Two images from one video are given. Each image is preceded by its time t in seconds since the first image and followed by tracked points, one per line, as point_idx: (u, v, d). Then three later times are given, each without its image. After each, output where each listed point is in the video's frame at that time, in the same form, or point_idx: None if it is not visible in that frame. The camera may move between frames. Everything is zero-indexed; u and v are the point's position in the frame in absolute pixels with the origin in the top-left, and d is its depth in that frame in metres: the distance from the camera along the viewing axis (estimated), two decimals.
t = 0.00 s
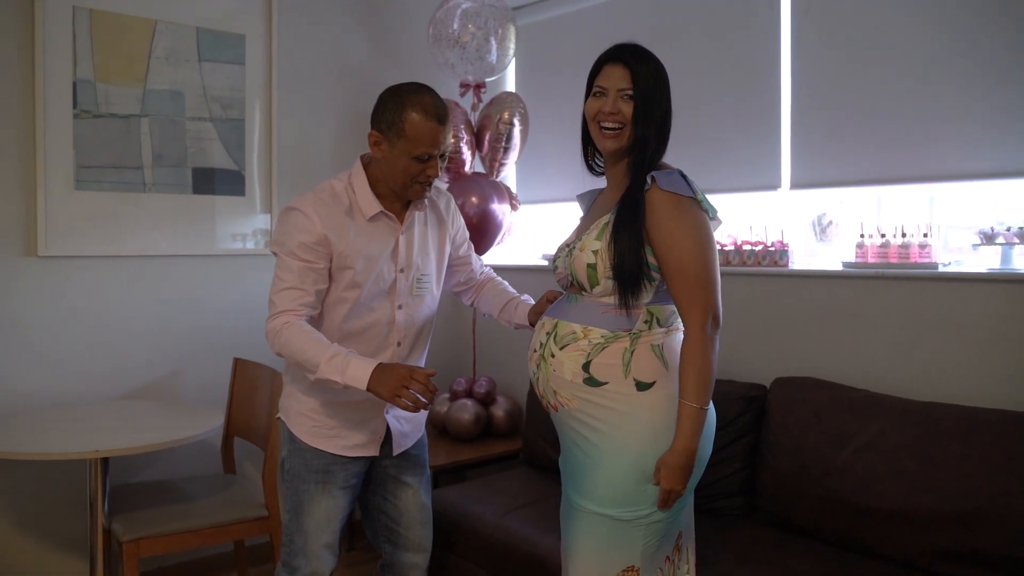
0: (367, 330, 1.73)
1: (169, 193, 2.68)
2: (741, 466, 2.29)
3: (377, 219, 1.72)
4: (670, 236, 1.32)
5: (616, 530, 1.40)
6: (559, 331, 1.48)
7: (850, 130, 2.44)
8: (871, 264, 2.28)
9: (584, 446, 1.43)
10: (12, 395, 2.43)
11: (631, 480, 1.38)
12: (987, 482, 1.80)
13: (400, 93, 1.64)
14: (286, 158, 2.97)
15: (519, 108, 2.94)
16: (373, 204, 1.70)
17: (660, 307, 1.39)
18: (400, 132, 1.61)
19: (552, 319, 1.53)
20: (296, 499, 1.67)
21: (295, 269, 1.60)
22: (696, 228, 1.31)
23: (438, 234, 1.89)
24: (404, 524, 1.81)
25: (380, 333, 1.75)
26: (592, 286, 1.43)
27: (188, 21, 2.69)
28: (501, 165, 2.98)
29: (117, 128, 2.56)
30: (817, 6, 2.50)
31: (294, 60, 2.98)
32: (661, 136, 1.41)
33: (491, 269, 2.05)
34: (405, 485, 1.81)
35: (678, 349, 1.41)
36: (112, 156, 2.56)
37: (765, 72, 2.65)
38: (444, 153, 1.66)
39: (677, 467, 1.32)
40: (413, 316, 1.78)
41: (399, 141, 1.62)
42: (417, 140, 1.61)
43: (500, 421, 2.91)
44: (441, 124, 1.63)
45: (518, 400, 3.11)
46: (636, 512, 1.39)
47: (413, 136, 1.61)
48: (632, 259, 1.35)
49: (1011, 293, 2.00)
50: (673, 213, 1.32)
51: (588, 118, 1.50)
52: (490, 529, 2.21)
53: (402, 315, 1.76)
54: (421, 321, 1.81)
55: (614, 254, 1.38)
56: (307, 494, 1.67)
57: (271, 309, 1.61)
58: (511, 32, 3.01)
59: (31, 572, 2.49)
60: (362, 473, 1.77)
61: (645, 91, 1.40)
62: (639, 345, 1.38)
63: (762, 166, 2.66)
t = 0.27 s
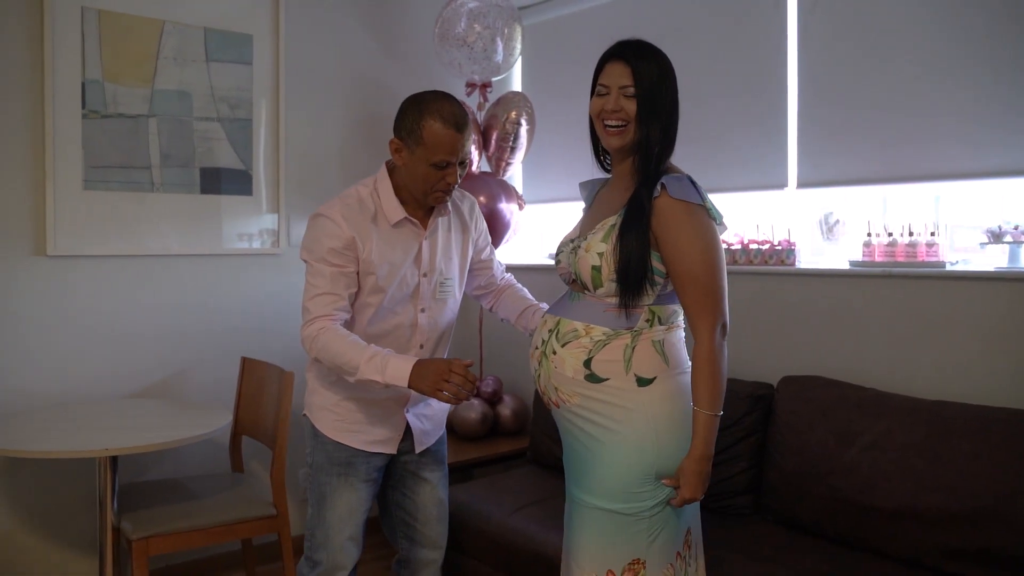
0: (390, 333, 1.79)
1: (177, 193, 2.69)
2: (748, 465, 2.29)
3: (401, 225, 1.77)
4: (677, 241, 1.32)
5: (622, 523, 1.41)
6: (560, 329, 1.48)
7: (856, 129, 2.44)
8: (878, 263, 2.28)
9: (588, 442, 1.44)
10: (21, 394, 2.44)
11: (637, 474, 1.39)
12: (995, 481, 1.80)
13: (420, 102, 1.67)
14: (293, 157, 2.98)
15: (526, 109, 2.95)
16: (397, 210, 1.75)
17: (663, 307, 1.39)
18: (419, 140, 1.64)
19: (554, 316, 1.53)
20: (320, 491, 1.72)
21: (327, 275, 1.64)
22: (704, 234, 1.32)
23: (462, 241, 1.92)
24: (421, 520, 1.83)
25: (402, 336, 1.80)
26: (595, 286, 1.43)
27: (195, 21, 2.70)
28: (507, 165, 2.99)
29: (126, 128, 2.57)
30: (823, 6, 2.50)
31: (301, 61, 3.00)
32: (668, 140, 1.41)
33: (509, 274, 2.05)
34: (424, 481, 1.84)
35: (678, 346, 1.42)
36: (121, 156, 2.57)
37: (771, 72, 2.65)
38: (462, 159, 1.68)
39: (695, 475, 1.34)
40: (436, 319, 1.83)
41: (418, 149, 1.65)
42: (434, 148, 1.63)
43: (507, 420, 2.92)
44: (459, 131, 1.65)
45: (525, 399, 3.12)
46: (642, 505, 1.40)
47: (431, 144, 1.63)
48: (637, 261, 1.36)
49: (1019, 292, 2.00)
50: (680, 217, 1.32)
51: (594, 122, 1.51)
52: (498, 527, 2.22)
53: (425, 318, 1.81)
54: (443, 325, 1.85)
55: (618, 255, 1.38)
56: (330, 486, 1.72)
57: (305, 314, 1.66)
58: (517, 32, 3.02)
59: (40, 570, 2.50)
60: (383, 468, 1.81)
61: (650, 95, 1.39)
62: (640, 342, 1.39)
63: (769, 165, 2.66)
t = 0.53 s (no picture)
0: (394, 340, 1.80)
1: (180, 192, 2.69)
2: (752, 464, 2.28)
3: (407, 235, 1.76)
4: (674, 245, 1.31)
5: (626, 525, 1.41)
6: (558, 330, 1.48)
7: (861, 127, 2.43)
8: (882, 262, 2.27)
9: (589, 444, 1.44)
10: (24, 394, 2.45)
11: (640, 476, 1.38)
12: (1000, 481, 1.79)
13: (424, 111, 1.65)
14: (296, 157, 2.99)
15: (529, 108, 2.93)
16: (404, 220, 1.74)
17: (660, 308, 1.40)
18: (424, 149, 1.63)
19: (551, 317, 1.53)
20: (327, 489, 1.72)
21: (339, 285, 1.64)
22: (702, 237, 1.30)
23: (465, 247, 1.92)
24: (421, 516, 1.84)
25: (406, 342, 1.82)
26: (592, 288, 1.43)
27: (198, 21, 2.70)
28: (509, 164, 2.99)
29: (128, 128, 2.57)
30: (827, 3, 2.49)
31: (304, 60, 2.99)
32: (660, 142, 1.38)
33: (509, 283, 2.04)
34: (424, 477, 1.84)
35: (677, 347, 1.42)
36: (123, 156, 2.58)
37: (775, 70, 2.64)
38: (468, 168, 1.66)
39: (685, 477, 1.32)
40: (439, 326, 1.84)
41: (423, 157, 1.63)
42: (440, 157, 1.62)
43: (510, 419, 2.92)
44: (465, 140, 1.63)
45: (528, 398, 3.12)
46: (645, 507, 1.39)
47: (436, 153, 1.62)
48: (633, 264, 1.35)
49: None
50: (676, 221, 1.31)
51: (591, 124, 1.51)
52: (500, 527, 2.21)
53: (429, 326, 1.82)
54: (446, 334, 1.88)
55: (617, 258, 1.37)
56: (335, 484, 1.71)
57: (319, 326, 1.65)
58: (520, 30, 3.01)
59: (44, 569, 2.50)
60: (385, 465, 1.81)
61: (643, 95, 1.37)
62: (637, 344, 1.39)
63: (773, 164, 2.65)
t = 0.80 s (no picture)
0: (380, 347, 1.81)
1: (180, 191, 2.70)
2: (752, 464, 2.28)
3: (397, 244, 1.75)
4: (670, 251, 1.30)
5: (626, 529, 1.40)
6: (556, 330, 1.49)
7: (861, 126, 2.43)
8: (883, 261, 2.27)
9: (590, 449, 1.43)
10: (25, 394, 2.45)
11: (630, 480, 1.38)
12: (1001, 480, 1.79)
13: (419, 119, 1.62)
14: (296, 156, 2.99)
15: (530, 107, 2.94)
16: (395, 230, 1.72)
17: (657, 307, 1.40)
18: (418, 160, 1.60)
19: (550, 319, 1.53)
20: (309, 491, 1.72)
21: (335, 294, 1.61)
22: (698, 243, 1.30)
23: (453, 254, 1.91)
24: (407, 516, 1.84)
25: (391, 349, 1.83)
26: (586, 287, 1.45)
27: (198, 20, 2.71)
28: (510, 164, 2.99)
29: (129, 127, 2.58)
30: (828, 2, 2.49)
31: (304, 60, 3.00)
32: (650, 147, 1.38)
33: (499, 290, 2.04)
34: (409, 477, 1.85)
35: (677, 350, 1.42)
36: (124, 155, 2.58)
37: (775, 69, 2.64)
38: (462, 179, 1.64)
39: (683, 485, 1.32)
40: (425, 334, 1.86)
41: (416, 168, 1.60)
42: (434, 169, 1.59)
43: (510, 419, 2.91)
44: (461, 150, 1.60)
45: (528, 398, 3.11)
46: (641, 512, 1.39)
47: (430, 164, 1.59)
48: (626, 266, 1.36)
49: None
50: (672, 226, 1.30)
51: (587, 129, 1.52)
52: (500, 526, 2.21)
53: (417, 334, 1.83)
54: (431, 339, 1.90)
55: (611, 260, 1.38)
56: (318, 486, 1.71)
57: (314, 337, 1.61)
58: (520, 29, 3.00)
59: (44, 569, 2.50)
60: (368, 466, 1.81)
61: (633, 99, 1.37)
62: (636, 347, 1.39)
63: (774, 163, 2.65)
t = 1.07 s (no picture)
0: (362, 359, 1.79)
1: (179, 190, 2.70)
2: (750, 462, 2.27)
3: (386, 254, 1.74)
4: (682, 230, 1.31)
5: (608, 523, 1.40)
6: (550, 323, 1.49)
7: (860, 123, 2.42)
8: (882, 259, 2.26)
9: (582, 440, 1.44)
10: (24, 391, 2.45)
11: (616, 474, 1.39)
12: (1000, 477, 1.78)
13: (415, 126, 1.61)
14: (296, 155, 2.99)
15: (530, 106, 2.94)
16: (386, 240, 1.71)
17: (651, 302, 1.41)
18: (415, 168, 1.59)
19: (545, 310, 1.53)
20: (293, 504, 1.69)
21: (328, 303, 1.58)
22: (707, 220, 1.31)
23: (437, 264, 1.90)
24: (400, 517, 1.83)
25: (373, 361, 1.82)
26: (582, 271, 1.44)
27: (197, 19, 2.71)
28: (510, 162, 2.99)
29: (128, 126, 2.58)
30: None
31: (304, 58, 3.00)
32: (659, 133, 1.38)
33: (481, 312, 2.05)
34: (395, 478, 1.85)
35: (668, 342, 1.43)
36: (123, 154, 2.58)
37: (774, 66, 2.63)
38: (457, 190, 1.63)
39: (651, 439, 1.32)
40: (406, 346, 1.86)
41: (413, 176, 1.59)
42: (431, 178, 1.58)
43: (510, 417, 2.91)
44: (459, 161, 1.60)
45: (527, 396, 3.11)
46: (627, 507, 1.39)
47: (428, 173, 1.58)
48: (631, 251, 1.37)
49: None
50: (681, 207, 1.31)
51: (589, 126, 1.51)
52: (498, 524, 2.21)
53: (399, 345, 1.83)
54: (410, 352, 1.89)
55: (614, 245, 1.39)
56: (302, 497, 1.69)
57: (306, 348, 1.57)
58: (521, 28, 2.99)
59: (43, 566, 2.51)
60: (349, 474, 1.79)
61: (637, 87, 1.37)
62: (627, 339, 1.40)
63: (774, 161, 2.64)
